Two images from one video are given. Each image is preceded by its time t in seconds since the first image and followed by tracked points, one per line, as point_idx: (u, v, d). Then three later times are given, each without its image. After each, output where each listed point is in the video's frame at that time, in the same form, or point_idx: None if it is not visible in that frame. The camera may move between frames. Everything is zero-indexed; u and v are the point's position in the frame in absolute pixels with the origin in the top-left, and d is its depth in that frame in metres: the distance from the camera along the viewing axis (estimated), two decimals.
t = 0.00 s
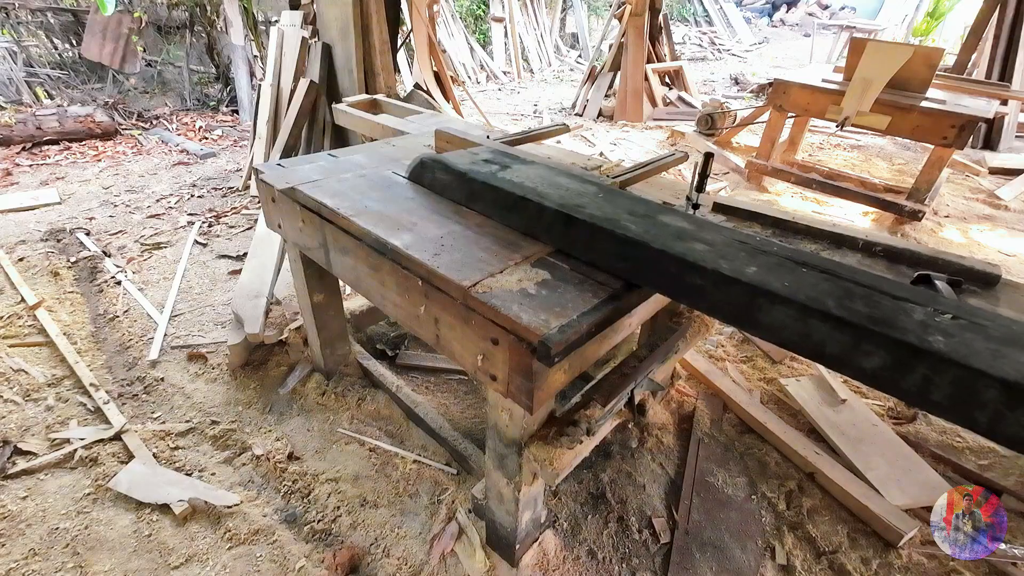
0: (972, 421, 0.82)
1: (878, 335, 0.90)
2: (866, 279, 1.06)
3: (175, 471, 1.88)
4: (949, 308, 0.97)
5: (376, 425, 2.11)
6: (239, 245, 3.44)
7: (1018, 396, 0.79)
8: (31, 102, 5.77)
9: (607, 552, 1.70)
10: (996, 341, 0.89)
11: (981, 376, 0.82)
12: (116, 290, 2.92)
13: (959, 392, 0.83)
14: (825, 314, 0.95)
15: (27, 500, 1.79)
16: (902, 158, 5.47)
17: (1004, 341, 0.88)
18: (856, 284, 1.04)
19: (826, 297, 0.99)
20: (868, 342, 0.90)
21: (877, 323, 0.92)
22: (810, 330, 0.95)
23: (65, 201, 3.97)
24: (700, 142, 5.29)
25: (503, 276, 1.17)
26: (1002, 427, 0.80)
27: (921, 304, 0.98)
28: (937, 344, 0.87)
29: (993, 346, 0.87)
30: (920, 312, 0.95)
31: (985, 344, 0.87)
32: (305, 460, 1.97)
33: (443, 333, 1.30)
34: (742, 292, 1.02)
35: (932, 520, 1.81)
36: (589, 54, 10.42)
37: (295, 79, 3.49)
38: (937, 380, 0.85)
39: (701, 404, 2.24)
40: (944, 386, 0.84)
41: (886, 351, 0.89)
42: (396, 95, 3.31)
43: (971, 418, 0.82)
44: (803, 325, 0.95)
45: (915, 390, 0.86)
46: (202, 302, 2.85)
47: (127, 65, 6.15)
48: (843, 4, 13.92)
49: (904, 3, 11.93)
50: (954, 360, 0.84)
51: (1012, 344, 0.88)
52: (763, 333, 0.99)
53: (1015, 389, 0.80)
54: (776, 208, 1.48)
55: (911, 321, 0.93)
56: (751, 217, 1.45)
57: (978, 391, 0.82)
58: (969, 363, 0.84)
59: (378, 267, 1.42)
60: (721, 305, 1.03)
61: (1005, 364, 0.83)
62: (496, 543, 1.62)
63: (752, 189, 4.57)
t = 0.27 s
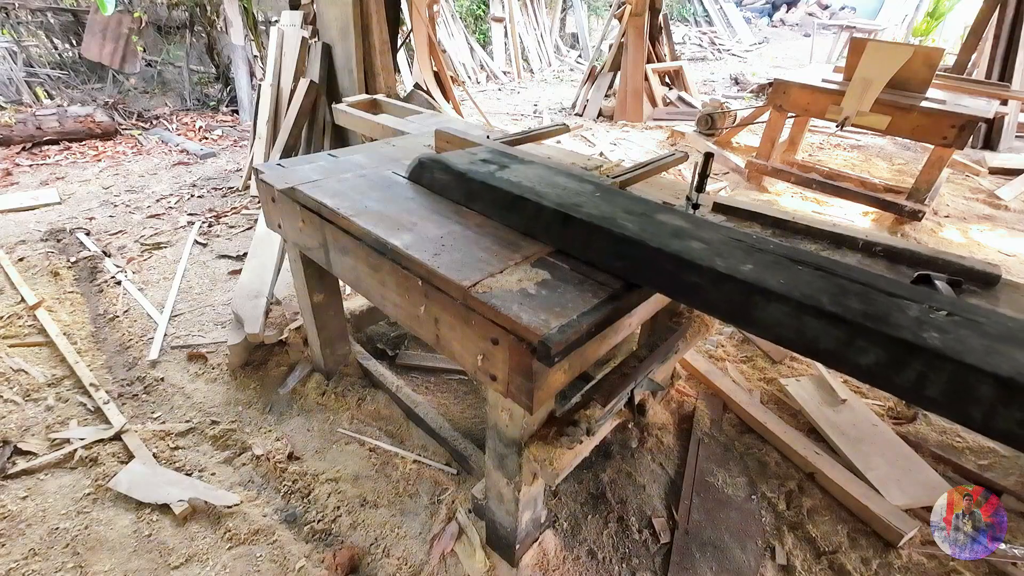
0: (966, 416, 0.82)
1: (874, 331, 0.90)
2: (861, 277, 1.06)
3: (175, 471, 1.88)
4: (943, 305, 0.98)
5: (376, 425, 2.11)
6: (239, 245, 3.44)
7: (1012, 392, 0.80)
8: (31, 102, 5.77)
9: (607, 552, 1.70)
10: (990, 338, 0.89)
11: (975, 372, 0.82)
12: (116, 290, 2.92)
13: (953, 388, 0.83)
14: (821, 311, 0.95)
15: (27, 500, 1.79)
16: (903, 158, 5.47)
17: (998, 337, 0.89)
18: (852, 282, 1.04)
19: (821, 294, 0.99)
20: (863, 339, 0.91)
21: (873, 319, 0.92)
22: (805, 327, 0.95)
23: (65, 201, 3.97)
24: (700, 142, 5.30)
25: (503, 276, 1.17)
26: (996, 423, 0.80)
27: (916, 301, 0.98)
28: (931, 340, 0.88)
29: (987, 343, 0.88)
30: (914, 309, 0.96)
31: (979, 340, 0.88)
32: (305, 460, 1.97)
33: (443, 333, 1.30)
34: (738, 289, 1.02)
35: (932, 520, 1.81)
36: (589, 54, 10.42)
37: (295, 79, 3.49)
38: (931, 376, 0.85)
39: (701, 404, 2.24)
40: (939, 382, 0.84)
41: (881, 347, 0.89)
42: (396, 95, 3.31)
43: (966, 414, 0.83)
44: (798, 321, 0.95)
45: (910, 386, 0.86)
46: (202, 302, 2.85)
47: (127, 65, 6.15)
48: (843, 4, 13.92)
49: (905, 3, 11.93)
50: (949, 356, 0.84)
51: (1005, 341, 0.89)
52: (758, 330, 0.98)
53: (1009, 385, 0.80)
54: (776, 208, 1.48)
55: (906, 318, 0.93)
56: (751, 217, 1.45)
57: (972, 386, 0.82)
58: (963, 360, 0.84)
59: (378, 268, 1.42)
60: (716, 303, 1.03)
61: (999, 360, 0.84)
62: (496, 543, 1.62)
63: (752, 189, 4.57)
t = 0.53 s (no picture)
0: (957, 412, 0.83)
1: (866, 328, 0.90)
2: (855, 274, 1.06)
3: (175, 471, 1.88)
4: (936, 301, 0.98)
5: (376, 425, 2.11)
6: (239, 245, 3.44)
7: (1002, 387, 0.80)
8: (31, 102, 5.77)
9: (607, 552, 1.70)
10: (982, 334, 0.90)
11: (966, 368, 0.83)
12: (116, 290, 2.92)
13: (944, 383, 0.84)
14: (814, 308, 0.95)
15: (27, 500, 1.79)
16: (903, 158, 5.47)
17: (989, 334, 0.89)
18: (845, 279, 1.04)
19: (815, 291, 1.00)
20: (856, 335, 0.91)
21: (865, 316, 0.93)
22: (799, 324, 0.95)
23: (65, 201, 3.97)
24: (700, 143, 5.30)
25: (503, 276, 1.17)
26: (986, 418, 0.81)
27: (909, 298, 0.99)
28: (923, 336, 0.88)
29: (978, 339, 0.88)
30: (907, 306, 0.96)
31: (971, 337, 0.88)
32: (305, 460, 1.97)
33: (443, 333, 1.30)
34: (732, 286, 1.02)
35: (932, 520, 1.81)
36: (589, 54, 10.42)
37: (295, 79, 3.49)
38: (923, 372, 0.85)
39: (701, 404, 2.24)
40: (931, 378, 0.85)
41: (874, 344, 0.89)
42: (396, 95, 3.31)
43: (956, 409, 0.83)
44: (792, 318, 0.95)
45: (902, 382, 0.87)
46: (202, 302, 2.85)
47: (127, 65, 6.14)
48: (843, 4, 13.92)
49: (905, 3, 11.94)
50: (940, 352, 0.85)
51: (997, 337, 0.89)
52: (752, 327, 0.99)
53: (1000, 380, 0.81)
54: (776, 208, 1.48)
55: (898, 315, 0.93)
56: (752, 218, 1.45)
57: (962, 381, 0.83)
58: (955, 356, 0.84)
59: (378, 267, 1.42)
60: (712, 300, 1.03)
61: (989, 356, 0.84)
62: (496, 543, 1.62)
63: (752, 189, 4.57)
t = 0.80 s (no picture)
0: (945, 407, 0.83)
1: (857, 324, 0.90)
2: (847, 271, 1.06)
3: (174, 471, 1.88)
4: (926, 298, 0.98)
5: (376, 425, 2.11)
6: (239, 245, 3.44)
7: (989, 381, 0.80)
8: (31, 102, 5.77)
9: (607, 552, 1.70)
10: (971, 330, 0.89)
11: (953, 363, 0.83)
12: (116, 290, 2.92)
13: (933, 379, 0.84)
14: (805, 305, 0.95)
15: (27, 500, 1.79)
16: (903, 158, 5.47)
17: (978, 330, 0.89)
18: (837, 276, 1.04)
19: (806, 288, 0.99)
20: (846, 332, 0.91)
21: (855, 313, 0.93)
22: (790, 321, 0.95)
23: (65, 201, 3.97)
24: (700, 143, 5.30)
25: (503, 276, 1.17)
26: (974, 413, 0.81)
27: (899, 295, 0.99)
28: (912, 332, 0.88)
29: (966, 335, 0.88)
30: (897, 303, 0.96)
31: (960, 333, 0.88)
32: (305, 460, 1.97)
33: (443, 333, 1.30)
34: (725, 283, 1.02)
35: (932, 520, 1.81)
36: (589, 54, 10.42)
37: (295, 79, 3.49)
38: (912, 367, 0.85)
39: (701, 404, 2.24)
40: (920, 373, 0.85)
41: (863, 340, 0.89)
42: (396, 95, 3.31)
43: (944, 404, 0.83)
44: (783, 315, 0.96)
45: (891, 378, 0.87)
46: (202, 302, 2.85)
47: (127, 65, 6.15)
48: (843, 4, 13.93)
49: (904, 3, 11.94)
50: (929, 348, 0.85)
51: (985, 333, 0.89)
52: (745, 324, 0.99)
53: (988, 375, 0.81)
54: (776, 208, 1.48)
55: (888, 311, 0.93)
56: (751, 218, 1.45)
57: (950, 377, 0.83)
58: (942, 351, 0.84)
59: (378, 267, 1.42)
60: (705, 298, 1.03)
61: (977, 352, 0.84)
62: (496, 543, 1.62)
63: (752, 189, 4.57)
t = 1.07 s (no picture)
0: (937, 404, 0.83)
1: (850, 321, 0.90)
2: (842, 269, 1.06)
3: (174, 471, 1.88)
4: (920, 296, 0.98)
5: (376, 425, 2.11)
6: (239, 245, 3.44)
7: (981, 378, 0.80)
8: (31, 102, 5.77)
9: (607, 552, 1.70)
10: (964, 327, 0.89)
11: (945, 360, 0.82)
12: (116, 290, 2.92)
13: (925, 375, 0.84)
14: (800, 302, 0.95)
15: (27, 500, 1.78)
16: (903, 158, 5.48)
17: (971, 328, 0.89)
18: (832, 274, 1.04)
19: (801, 286, 0.99)
20: (840, 329, 0.91)
21: (849, 310, 0.92)
22: (784, 319, 0.95)
23: (65, 201, 3.97)
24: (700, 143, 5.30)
25: (503, 276, 1.17)
26: (965, 409, 0.81)
27: (893, 293, 0.98)
28: (905, 329, 0.88)
29: (959, 332, 0.88)
30: (891, 300, 0.96)
31: (953, 330, 0.88)
32: (305, 460, 1.97)
33: (443, 333, 1.30)
34: (720, 281, 1.02)
35: (932, 520, 1.81)
36: (589, 54, 10.42)
37: (295, 79, 3.49)
38: (904, 364, 0.85)
39: (701, 404, 2.24)
40: (912, 369, 0.85)
41: (857, 337, 0.89)
42: (396, 95, 3.31)
43: (937, 401, 0.83)
44: (778, 313, 0.96)
45: (884, 374, 0.87)
46: (202, 302, 2.85)
47: (127, 65, 6.14)
48: (843, 4, 13.94)
49: (905, 3, 11.94)
50: (921, 345, 0.84)
51: (979, 330, 0.89)
52: (741, 322, 0.99)
53: (980, 371, 0.80)
54: (776, 208, 1.48)
55: (882, 308, 0.93)
56: (752, 218, 1.45)
57: (943, 373, 0.83)
58: (935, 348, 0.84)
59: (378, 267, 1.42)
60: (701, 296, 1.04)
61: (970, 349, 0.84)
62: (496, 543, 1.62)
63: (752, 189, 4.57)
